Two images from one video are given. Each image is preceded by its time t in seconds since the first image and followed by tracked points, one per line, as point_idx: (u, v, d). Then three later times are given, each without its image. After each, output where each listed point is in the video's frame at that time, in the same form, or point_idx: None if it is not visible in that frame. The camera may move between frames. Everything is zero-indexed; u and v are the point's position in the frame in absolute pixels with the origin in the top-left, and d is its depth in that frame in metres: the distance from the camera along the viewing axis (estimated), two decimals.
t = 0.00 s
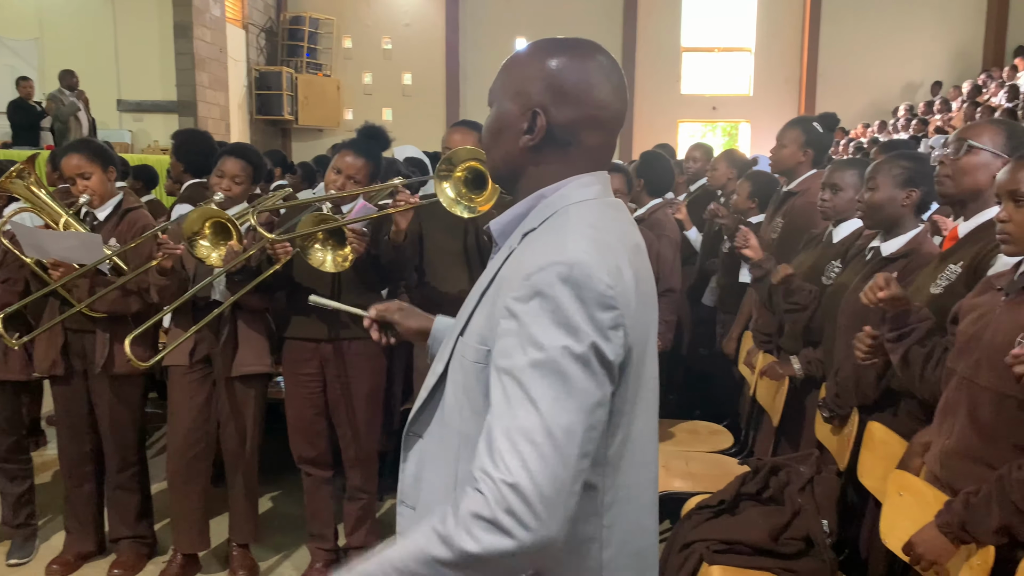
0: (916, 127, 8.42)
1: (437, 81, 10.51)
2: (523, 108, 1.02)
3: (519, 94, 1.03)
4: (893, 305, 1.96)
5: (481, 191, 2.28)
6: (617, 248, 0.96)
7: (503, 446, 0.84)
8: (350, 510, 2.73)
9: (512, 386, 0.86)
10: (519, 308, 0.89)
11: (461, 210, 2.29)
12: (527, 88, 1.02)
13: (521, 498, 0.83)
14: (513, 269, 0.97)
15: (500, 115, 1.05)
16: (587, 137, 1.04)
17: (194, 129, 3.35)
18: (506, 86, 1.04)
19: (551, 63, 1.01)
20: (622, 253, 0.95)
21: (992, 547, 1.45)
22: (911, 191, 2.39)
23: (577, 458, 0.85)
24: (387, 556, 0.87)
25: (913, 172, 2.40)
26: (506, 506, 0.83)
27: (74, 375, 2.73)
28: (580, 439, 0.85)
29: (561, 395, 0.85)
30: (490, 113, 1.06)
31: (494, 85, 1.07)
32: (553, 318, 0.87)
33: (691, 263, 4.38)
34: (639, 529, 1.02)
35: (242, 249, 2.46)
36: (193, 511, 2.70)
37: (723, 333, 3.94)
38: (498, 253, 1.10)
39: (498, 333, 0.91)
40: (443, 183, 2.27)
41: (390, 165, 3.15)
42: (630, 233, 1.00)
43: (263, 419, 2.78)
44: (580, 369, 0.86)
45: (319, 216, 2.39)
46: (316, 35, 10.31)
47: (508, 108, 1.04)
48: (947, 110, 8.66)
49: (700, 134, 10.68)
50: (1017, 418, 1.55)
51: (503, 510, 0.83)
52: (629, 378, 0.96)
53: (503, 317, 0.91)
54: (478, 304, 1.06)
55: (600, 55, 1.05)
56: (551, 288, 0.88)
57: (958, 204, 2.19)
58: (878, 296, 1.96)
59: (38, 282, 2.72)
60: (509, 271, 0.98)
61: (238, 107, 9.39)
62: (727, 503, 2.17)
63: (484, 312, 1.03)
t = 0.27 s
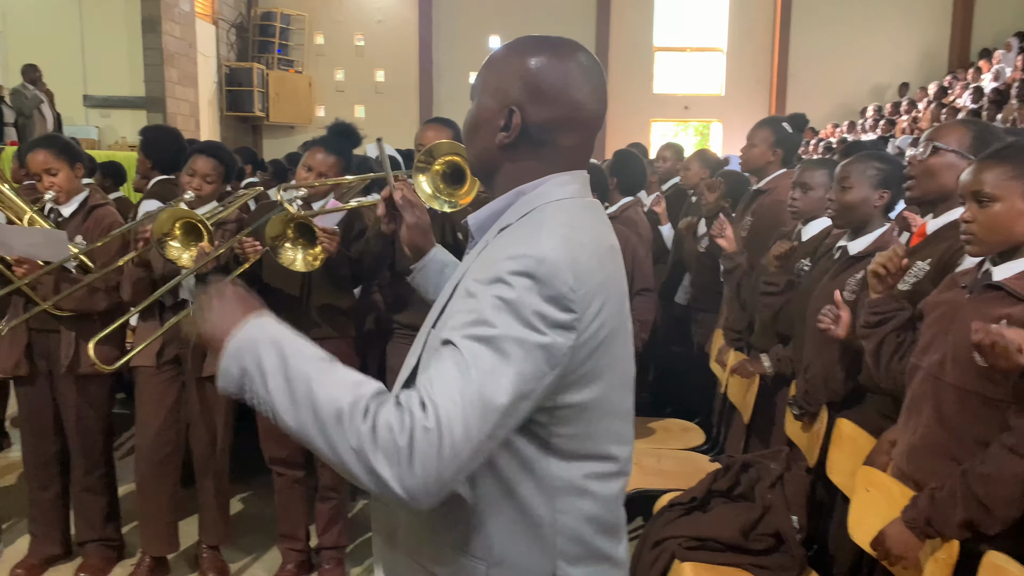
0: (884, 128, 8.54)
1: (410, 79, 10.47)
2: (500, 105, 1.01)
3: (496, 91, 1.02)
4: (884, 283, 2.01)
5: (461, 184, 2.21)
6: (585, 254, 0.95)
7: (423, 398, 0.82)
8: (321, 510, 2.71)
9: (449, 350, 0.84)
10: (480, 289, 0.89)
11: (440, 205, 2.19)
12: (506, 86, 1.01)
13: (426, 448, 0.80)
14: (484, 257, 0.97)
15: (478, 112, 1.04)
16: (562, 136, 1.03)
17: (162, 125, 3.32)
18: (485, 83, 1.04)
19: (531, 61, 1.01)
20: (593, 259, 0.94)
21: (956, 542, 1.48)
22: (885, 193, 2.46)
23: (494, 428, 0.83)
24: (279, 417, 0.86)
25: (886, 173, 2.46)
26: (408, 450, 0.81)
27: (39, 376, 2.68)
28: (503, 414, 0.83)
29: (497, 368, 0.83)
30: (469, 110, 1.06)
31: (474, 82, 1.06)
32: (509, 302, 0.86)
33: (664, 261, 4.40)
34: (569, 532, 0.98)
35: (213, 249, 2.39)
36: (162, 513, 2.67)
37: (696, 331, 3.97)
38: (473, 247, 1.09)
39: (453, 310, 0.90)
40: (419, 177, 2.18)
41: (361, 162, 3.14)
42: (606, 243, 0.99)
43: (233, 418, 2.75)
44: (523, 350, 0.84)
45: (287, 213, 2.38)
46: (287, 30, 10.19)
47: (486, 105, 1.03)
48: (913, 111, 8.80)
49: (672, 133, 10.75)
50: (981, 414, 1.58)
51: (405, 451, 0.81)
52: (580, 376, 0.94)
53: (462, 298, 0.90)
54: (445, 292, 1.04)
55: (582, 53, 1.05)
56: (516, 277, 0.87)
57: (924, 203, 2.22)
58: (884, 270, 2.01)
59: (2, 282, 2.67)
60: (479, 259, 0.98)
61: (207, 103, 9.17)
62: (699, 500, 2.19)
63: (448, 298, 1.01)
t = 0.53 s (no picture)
0: (850, 128, 8.67)
1: (381, 76, 10.40)
2: (469, 104, 1.00)
3: (466, 90, 1.01)
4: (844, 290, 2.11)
5: (433, 181, 2.16)
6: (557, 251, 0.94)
7: (395, 406, 0.81)
8: (290, 511, 2.68)
9: (420, 358, 0.84)
10: (450, 293, 0.88)
11: (412, 200, 2.17)
12: (474, 86, 1.00)
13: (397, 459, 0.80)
14: (454, 258, 0.95)
15: (447, 111, 1.03)
16: (531, 135, 1.03)
17: (126, 121, 3.26)
18: (454, 81, 1.03)
19: (498, 61, 1.00)
20: (565, 259, 0.94)
21: (919, 537, 1.50)
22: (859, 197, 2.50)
23: (466, 435, 0.82)
24: (251, 428, 0.85)
25: (858, 177, 2.50)
26: (379, 460, 0.80)
27: None
28: (475, 420, 0.83)
29: (469, 374, 0.83)
30: (438, 109, 1.05)
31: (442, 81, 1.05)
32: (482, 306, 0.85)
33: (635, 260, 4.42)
34: (540, 533, 0.98)
35: (181, 247, 2.34)
36: (127, 515, 2.62)
37: (667, 329, 3.99)
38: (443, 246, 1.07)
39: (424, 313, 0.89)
40: (391, 172, 2.17)
41: (330, 158, 3.11)
42: (576, 240, 0.99)
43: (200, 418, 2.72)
44: (495, 357, 0.84)
45: (255, 210, 2.32)
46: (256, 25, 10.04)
47: (455, 104, 1.02)
48: (879, 111, 8.94)
49: (643, 132, 10.79)
50: (943, 411, 1.60)
51: (376, 461, 0.80)
52: (553, 378, 0.94)
53: (433, 300, 0.89)
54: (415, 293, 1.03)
55: (550, 52, 1.04)
56: (486, 279, 0.86)
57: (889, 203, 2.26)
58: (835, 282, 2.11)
59: None
60: (448, 261, 0.96)
61: (174, 99, 9.02)
62: (668, 497, 2.19)
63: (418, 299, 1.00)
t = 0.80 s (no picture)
0: (816, 128, 8.80)
1: (349, 71, 10.32)
2: (438, 101, 1.00)
3: (434, 87, 1.00)
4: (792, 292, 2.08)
5: (404, 179, 2.16)
6: (529, 247, 0.93)
7: (358, 402, 0.81)
8: (257, 511, 2.65)
9: (387, 355, 0.83)
10: (418, 289, 0.87)
11: (383, 199, 2.16)
12: (442, 81, 1.00)
13: (360, 454, 0.80)
14: (424, 254, 0.95)
15: (415, 107, 1.02)
16: (500, 132, 1.02)
17: (86, 115, 3.19)
18: (422, 76, 1.02)
19: (467, 57, 0.99)
20: (536, 257, 0.93)
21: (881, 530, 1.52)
22: (825, 195, 2.55)
23: (430, 432, 0.82)
24: (209, 426, 0.85)
25: (825, 177, 2.53)
26: (341, 454, 0.80)
27: None
28: (441, 418, 0.82)
29: (435, 371, 0.82)
30: (406, 105, 1.04)
31: (411, 77, 1.04)
32: (450, 303, 0.85)
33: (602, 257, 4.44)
34: (507, 535, 0.98)
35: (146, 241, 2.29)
36: (89, 517, 2.57)
37: (635, 327, 4.02)
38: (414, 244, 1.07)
39: (393, 310, 0.88)
40: (362, 169, 2.14)
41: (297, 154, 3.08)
42: (547, 239, 0.98)
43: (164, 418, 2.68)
44: (461, 354, 0.83)
45: (225, 203, 2.30)
46: (222, 20, 9.74)
47: (423, 100, 1.01)
48: (843, 111, 9.10)
49: (612, 130, 10.83)
50: (905, 406, 1.63)
51: (338, 456, 0.80)
52: (522, 376, 0.94)
53: (402, 297, 0.89)
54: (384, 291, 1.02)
55: (519, 48, 1.04)
56: (455, 275, 0.86)
57: (852, 202, 2.30)
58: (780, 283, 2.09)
59: None
60: (419, 257, 0.96)
61: (138, 94, 8.84)
62: (636, 493, 2.20)
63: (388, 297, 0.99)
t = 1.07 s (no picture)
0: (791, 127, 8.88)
1: (327, 68, 10.26)
2: (416, 95, 0.99)
3: (413, 80, 1.00)
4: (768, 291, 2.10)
5: (381, 175, 2.13)
6: (503, 245, 0.93)
7: (324, 397, 0.81)
8: (233, 510, 2.63)
9: (355, 350, 0.83)
10: (390, 285, 0.87)
11: (360, 194, 2.14)
12: (421, 74, 0.99)
13: (323, 448, 0.80)
14: (399, 248, 0.94)
15: (393, 100, 1.01)
16: (478, 128, 1.02)
17: (58, 110, 3.15)
18: (400, 69, 1.01)
19: (446, 51, 0.99)
20: (511, 256, 0.93)
21: (854, 524, 1.54)
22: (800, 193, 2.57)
23: (395, 429, 0.82)
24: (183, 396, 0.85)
25: (800, 175, 2.55)
26: (305, 449, 0.80)
27: None
28: (407, 416, 0.82)
29: (402, 368, 0.82)
30: (384, 98, 1.03)
31: (391, 72, 1.04)
32: (421, 301, 0.84)
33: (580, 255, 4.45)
34: (476, 532, 0.98)
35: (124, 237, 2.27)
36: (61, 518, 2.53)
37: (615, 324, 4.03)
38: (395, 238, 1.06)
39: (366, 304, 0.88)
40: (339, 164, 2.12)
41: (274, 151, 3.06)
42: (524, 236, 0.98)
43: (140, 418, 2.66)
44: (430, 351, 0.83)
45: (200, 199, 2.27)
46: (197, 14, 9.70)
47: (401, 93, 1.00)
48: (818, 110, 9.19)
49: (591, 129, 10.86)
50: (878, 401, 1.66)
51: (303, 450, 0.80)
52: (494, 375, 0.94)
53: (375, 292, 0.88)
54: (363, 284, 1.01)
55: (498, 43, 1.04)
56: (427, 272, 0.85)
57: (827, 200, 2.32)
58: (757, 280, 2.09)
59: None
60: (394, 251, 0.95)
61: (111, 89, 8.71)
62: (614, 490, 2.21)
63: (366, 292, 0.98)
